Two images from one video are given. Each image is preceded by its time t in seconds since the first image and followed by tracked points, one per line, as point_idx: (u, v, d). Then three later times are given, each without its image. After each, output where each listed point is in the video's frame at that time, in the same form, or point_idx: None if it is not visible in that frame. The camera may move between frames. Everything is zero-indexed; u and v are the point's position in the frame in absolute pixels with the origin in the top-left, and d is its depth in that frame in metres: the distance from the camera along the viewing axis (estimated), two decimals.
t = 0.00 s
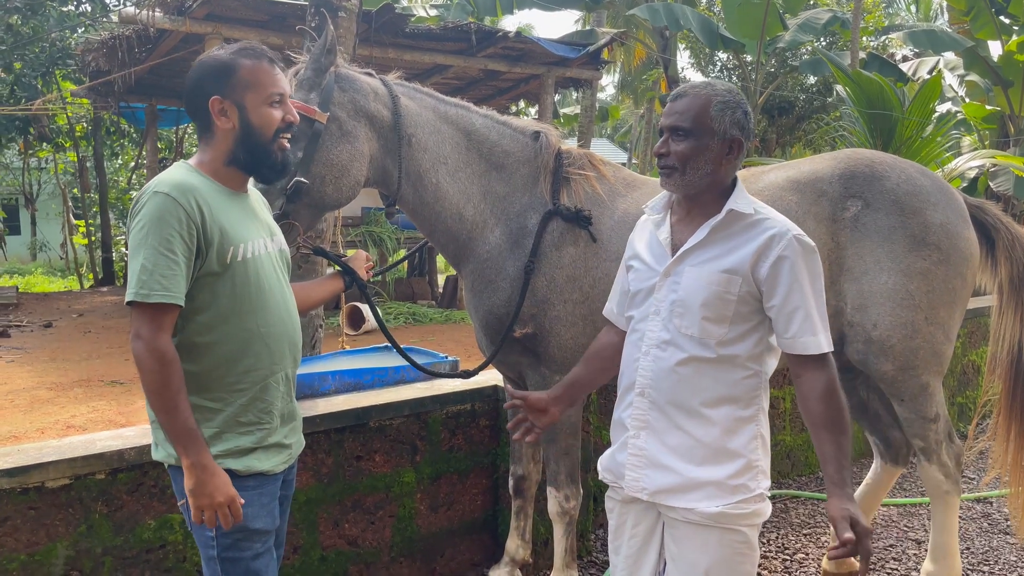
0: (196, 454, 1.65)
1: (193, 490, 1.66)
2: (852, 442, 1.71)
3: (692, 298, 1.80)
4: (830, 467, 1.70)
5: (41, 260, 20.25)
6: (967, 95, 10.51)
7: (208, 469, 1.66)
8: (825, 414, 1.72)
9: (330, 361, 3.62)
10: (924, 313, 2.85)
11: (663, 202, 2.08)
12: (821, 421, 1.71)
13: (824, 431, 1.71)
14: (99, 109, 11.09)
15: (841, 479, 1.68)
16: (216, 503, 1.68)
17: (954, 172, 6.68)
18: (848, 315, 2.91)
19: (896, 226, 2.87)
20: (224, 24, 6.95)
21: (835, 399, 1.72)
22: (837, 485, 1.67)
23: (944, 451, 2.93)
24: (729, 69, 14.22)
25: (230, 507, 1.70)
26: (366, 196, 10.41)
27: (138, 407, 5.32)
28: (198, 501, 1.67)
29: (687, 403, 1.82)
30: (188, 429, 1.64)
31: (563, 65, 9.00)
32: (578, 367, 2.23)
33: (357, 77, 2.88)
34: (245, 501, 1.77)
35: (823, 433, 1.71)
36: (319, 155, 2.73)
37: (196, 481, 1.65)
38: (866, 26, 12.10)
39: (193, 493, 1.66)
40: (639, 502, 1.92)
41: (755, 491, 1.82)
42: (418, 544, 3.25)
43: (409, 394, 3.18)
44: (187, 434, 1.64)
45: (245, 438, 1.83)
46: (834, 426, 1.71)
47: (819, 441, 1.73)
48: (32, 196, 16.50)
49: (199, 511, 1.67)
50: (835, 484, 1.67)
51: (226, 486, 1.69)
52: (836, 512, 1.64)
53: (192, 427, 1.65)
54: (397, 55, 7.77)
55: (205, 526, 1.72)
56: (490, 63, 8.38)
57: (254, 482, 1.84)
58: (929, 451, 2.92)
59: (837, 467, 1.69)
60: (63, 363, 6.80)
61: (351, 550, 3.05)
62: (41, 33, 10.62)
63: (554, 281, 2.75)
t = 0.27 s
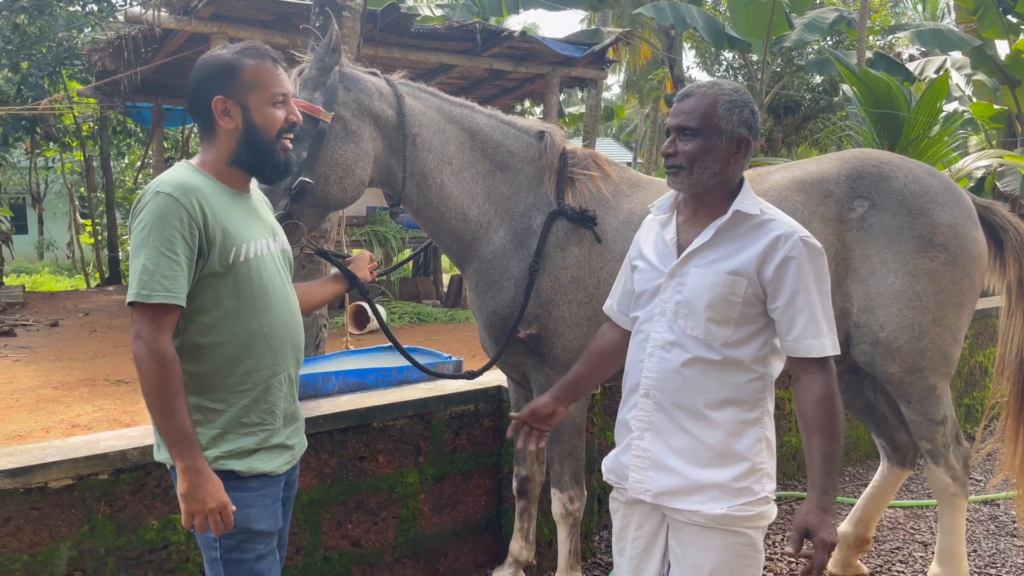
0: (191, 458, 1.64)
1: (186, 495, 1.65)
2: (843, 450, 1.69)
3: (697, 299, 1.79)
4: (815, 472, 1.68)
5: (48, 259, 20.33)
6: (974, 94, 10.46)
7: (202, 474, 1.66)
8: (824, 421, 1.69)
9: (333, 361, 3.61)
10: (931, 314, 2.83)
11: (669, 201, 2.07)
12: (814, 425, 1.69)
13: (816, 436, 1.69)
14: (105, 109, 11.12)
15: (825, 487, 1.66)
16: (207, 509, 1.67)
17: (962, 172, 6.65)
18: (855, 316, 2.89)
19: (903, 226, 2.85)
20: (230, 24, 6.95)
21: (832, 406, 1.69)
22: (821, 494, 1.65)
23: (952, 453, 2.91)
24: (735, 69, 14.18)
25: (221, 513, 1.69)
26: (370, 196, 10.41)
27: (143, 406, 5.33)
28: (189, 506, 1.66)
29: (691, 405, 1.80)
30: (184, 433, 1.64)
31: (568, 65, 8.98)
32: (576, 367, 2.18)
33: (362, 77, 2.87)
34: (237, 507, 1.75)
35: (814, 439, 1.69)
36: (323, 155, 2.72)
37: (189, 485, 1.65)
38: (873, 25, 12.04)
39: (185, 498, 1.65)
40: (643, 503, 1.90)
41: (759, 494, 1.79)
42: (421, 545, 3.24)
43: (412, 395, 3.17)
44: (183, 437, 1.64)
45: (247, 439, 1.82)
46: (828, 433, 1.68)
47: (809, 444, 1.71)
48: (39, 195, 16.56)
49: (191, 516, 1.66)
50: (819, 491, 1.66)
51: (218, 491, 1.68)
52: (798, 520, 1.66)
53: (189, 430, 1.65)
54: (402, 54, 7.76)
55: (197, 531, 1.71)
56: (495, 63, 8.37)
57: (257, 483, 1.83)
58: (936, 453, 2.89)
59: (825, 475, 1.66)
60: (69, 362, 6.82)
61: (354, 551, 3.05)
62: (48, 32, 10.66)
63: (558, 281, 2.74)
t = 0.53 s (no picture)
0: (197, 459, 1.64)
1: (193, 496, 1.65)
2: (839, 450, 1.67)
3: (700, 300, 1.77)
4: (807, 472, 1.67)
5: (55, 259, 20.41)
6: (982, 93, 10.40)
7: (210, 475, 1.65)
8: (820, 422, 1.68)
9: (337, 362, 3.60)
10: (939, 316, 2.80)
11: (670, 202, 2.05)
12: (812, 425, 1.68)
13: (812, 436, 1.68)
14: (112, 109, 11.15)
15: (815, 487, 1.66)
16: (214, 509, 1.66)
17: (969, 171, 6.61)
18: (862, 317, 2.86)
19: (911, 227, 2.82)
20: (235, 24, 6.95)
21: (831, 407, 1.68)
22: (812, 493, 1.64)
23: (960, 456, 2.88)
24: (741, 68, 14.13)
25: (228, 513, 1.69)
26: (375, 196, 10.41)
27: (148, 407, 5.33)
28: (197, 507, 1.65)
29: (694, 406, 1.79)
30: (190, 434, 1.63)
31: (574, 64, 8.96)
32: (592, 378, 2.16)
33: (365, 78, 2.86)
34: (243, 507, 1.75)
35: (809, 438, 1.69)
36: (326, 155, 2.71)
37: (195, 486, 1.64)
38: (880, 25, 11.98)
39: (192, 499, 1.65)
40: (647, 506, 1.89)
41: (763, 496, 1.77)
42: (425, 547, 3.23)
43: (416, 396, 3.16)
44: (188, 438, 1.63)
45: (248, 442, 1.81)
46: (826, 434, 1.67)
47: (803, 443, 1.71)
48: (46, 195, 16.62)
49: (197, 516, 1.65)
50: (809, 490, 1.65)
51: (225, 492, 1.68)
52: (784, 516, 1.67)
53: (193, 432, 1.64)
54: (407, 54, 7.75)
55: (203, 532, 1.70)
56: (500, 62, 8.36)
57: (257, 486, 1.82)
58: (944, 456, 2.87)
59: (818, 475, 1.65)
60: (74, 362, 6.83)
61: (358, 552, 3.04)
62: (55, 33, 10.69)
63: (562, 282, 2.72)
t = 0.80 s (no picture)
0: (195, 459, 1.62)
1: (191, 497, 1.63)
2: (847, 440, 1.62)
3: (696, 294, 1.74)
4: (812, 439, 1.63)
5: (59, 260, 20.45)
6: (988, 92, 10.35)
7: (207, 474, 1.64)
8: (840, 402, 1.62)
9: (338, 362, 3.58)
10: (944, 314, 2.77)
11: (668, 197, 2.03)
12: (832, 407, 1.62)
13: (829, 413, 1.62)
14: (115, 110, 11.15)
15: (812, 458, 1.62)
16: (213, 509, 1.65)
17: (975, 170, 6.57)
18: (867, 316, 2.83)
19: (916, 225, 2.79)
20: (237, 25, 6.95)
21: (848, 392, 1.63)
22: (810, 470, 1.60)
23: (966, 456, 2.85)
24: (745, 67, 14.08)
25: (227, 513, 1.67)
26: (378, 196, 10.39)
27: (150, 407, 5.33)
28: (195, 507, 1.63)
29: (691, 402, 1.77)
30: (188, 434, 1.62)
31: (577, 63, 8.94)
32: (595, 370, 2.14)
33: (365, 75, 2.84)
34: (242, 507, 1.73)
35: (822, 416, 1.63)
36: (326, 154, 2.69)
37: (193, 486, 1.62)
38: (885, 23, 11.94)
39: (190, 499, 1.63)
40: (646, 506, 1.87)
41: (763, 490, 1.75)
42: (426, 548, 3.21)
43: (417, 396, 3.14)
44: (186, 438, 1.61)
45: (245, 443, 1.80)
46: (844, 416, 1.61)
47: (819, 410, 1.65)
48: (50, 196, 16.64)
49: (196, 517, 1.64)
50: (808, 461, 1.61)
51: (224, 492, 1.66)
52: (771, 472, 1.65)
53: (191, 432, 1.63)
54: (410, 54, 7.73)
55: (200, 533, 1.68)
56: (503, 62, 8.34)
57: (254, 487, 1.80)
58: (950, 456, 2.84)
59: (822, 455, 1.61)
60: (77, 363, 6.83)
61: (359, 553, 3.02)
62: (59, 34, 10.70)
63: (564, 281, 2.70)
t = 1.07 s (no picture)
0: (188, 459, 1.61)
1: (183, 497, 1.62)
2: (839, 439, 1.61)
3: (691, 292, 1.73)
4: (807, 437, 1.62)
5: (59, 260, 20.44)
6: (988, 89, 10.33)
7: (199, 475, 1.63)
8: (832, 402, 1.61)
9: (336, 361, 3.58)
10: (944, 311, 2.76)
11: (665, 193, 2.02)
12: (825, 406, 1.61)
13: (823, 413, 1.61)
14: (114, 110, 11.15)
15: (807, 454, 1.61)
16: (205, 510, 1.64)
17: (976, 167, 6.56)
18: (866, 312, 2.82)
19: (915, 221, 2.78)
20: (236, 24, 6.94)
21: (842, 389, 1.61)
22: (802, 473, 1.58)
23: (966, 453, 2.84)
24: (745, 65, 14.07)
25: (218, 514, 1.66)
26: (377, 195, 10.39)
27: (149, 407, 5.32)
28: (187, 508, 1.62)
29: (687, 400, 1.76)
30: (180, 434, 1.61)
31: (577, 62, 8.92)
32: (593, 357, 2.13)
33: (362, 72, 2.83)
34: (234, 507, 1.72)
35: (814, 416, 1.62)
36: (323, 152, 2.68)
37: (185, 486, 1.61)
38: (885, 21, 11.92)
39: (182, 499, 1.62)
40: (643, 504, 1.86)
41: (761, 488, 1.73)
42: (425, 547, 3.20)
43: (416, 395, 3.13)
44: (179, 438, 1.61)
45: (240, 442, 1.79)
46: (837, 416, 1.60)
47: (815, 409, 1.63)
48: (50, 196, 16.63)
49: (187, 517, 1.63)
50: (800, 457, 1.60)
51: (215, 492, 1.65)
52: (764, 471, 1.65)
53: (184, 432, 1.62)
54: (409, 53, 7.73)
55: (193, 533, 1.67)
56: (503, 61, 8.32)
57: (250, 486, 1.79)
58: (950, 453, 2.83)
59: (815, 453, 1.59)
60: (76, 363, 6.82)
61: (358, 552, 3.01)
62: (58, 34, 10.70)
63: (562, 279, 2.69)
